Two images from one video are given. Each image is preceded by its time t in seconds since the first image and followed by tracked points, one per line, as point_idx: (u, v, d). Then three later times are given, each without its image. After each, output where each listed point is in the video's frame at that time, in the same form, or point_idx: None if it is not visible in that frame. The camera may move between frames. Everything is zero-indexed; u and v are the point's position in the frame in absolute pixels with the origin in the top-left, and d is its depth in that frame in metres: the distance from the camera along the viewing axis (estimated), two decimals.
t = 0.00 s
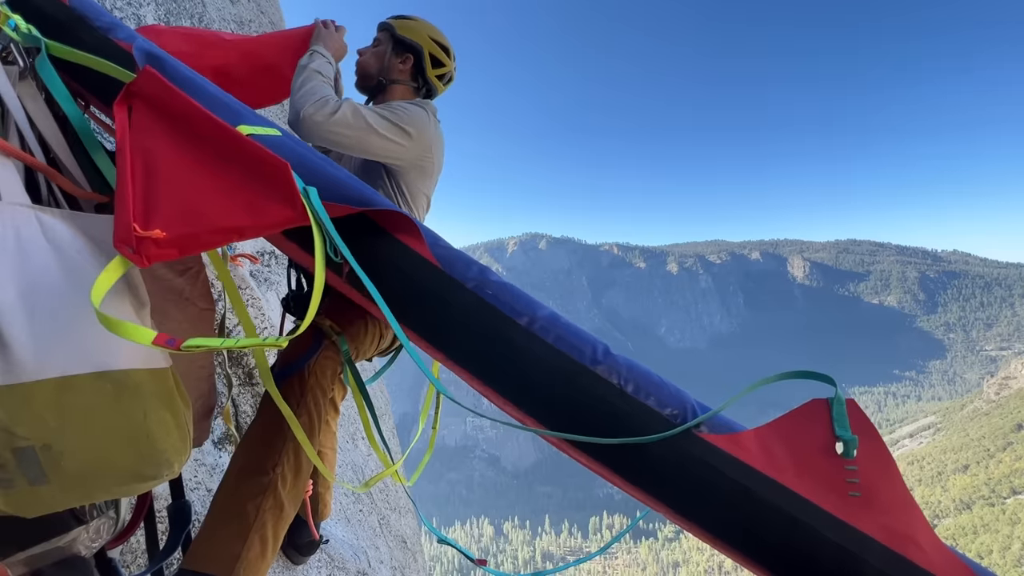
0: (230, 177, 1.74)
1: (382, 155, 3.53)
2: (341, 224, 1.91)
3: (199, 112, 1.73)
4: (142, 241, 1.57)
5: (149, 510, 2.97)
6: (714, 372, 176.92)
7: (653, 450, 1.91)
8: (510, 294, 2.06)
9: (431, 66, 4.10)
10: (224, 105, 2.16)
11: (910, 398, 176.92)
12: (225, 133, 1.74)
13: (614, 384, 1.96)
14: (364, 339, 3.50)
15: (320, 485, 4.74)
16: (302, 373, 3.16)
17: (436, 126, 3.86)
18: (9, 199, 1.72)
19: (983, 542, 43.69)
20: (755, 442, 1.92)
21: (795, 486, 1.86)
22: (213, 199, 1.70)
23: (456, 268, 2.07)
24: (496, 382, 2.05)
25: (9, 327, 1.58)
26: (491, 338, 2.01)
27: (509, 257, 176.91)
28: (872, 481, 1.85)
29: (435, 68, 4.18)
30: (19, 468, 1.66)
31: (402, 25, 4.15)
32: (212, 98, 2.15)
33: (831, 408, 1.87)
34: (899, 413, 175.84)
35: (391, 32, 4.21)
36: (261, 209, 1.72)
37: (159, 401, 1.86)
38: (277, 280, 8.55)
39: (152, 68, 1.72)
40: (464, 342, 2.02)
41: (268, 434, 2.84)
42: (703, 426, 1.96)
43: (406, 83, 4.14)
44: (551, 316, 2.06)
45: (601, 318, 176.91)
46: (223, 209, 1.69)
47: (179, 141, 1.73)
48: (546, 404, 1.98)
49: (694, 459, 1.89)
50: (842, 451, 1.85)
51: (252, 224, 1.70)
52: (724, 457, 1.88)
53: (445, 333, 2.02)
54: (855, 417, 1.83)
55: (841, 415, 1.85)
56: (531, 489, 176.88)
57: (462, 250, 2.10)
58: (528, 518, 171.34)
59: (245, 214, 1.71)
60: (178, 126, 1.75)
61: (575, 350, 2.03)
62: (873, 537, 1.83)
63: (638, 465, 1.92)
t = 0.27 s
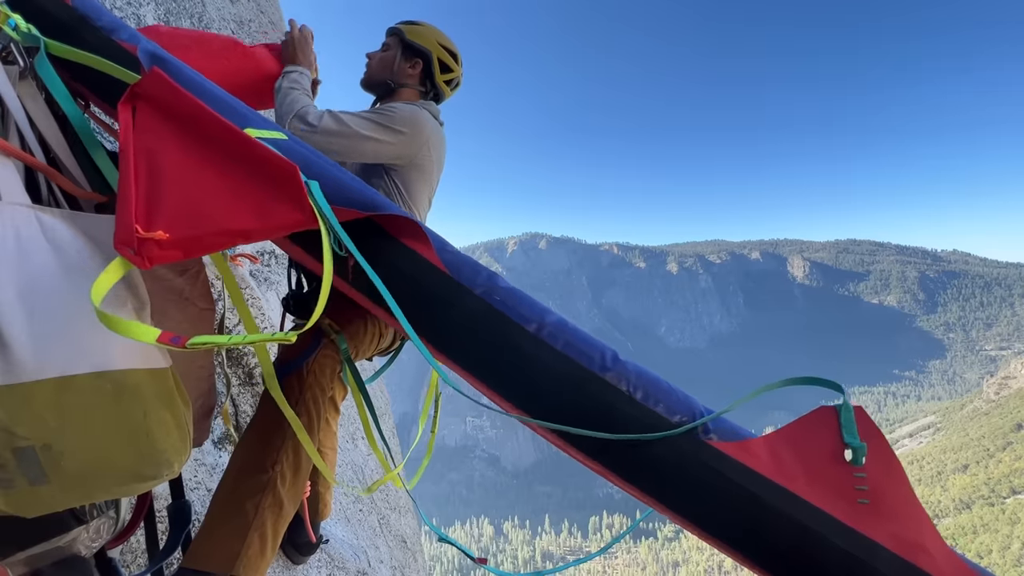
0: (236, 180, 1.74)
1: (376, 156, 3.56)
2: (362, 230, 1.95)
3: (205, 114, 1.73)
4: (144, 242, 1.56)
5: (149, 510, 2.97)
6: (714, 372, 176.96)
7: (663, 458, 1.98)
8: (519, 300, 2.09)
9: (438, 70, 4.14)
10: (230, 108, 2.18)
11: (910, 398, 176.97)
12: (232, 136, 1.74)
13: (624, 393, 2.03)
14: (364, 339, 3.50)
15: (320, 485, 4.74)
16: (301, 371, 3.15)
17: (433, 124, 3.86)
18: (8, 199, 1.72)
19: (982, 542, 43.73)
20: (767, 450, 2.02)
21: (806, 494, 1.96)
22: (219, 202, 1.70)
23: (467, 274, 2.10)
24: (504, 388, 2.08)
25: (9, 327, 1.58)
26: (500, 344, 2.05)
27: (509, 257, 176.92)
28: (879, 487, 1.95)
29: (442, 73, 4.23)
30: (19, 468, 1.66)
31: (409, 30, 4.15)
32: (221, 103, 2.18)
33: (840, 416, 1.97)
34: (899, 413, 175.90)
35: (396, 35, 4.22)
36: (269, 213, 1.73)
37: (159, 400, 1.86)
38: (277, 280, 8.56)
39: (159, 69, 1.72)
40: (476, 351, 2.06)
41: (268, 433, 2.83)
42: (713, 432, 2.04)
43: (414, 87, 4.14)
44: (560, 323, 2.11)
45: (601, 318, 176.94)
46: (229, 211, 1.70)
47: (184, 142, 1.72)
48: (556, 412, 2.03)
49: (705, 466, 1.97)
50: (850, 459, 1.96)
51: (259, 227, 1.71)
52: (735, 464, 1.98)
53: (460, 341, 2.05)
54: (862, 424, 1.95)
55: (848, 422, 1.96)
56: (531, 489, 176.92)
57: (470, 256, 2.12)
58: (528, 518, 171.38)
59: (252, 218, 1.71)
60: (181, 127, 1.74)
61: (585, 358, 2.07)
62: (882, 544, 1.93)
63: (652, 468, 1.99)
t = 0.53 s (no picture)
0: (266, 193, 1.76)
1: (379, 156, 3.57)
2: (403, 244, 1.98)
3: (234, 127, 1.73)
4: (180, 260, 1.60)
5: (148, 510, 2.97)
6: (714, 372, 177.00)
7: (687, 468, 2.03)
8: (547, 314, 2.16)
9: (443, 73, 4.17)
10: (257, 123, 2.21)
11: (910, 398, 177.04)
12: (261, 149, 1.75)
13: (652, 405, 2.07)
14: (364, 339, 3.51)
15: (320, 485, 4.75)
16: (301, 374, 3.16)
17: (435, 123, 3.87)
18: (8, 198, 1.72)
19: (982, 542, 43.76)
20: (791, 463, 2.05)
21: (831, 508, 1.98)
22: (250, 216, 1.72)
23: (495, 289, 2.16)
24: (531, 398, 2.15)
25: (9, 327, 1.58)
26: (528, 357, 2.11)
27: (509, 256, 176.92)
28: (905, 502, 1.95)
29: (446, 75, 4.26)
30: (19, 468, 1.66)
31: (412, 33, 4.15)
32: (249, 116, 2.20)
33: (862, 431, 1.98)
34: (898, 412, 175.98)
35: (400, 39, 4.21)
36: (300, 227, 1.75)
37: (159, 400, 1.86)
38: (277, 280, 8.56)
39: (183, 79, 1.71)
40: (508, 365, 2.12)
41: (270, 433, 2.84)
42: (741, 446, 2.08)
43: (418, 89, 4.13)
44: (588, 336, 2.16)
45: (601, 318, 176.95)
46: (262, 226, 1.72)
47: (213, 156, 1.74)
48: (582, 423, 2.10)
49: (731, 479, 2.02)
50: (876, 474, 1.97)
51: (291, 242, 1.73)
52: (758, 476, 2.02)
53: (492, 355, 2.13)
54: (885, 440, 1.94)
55: (870, 437, 1.96)
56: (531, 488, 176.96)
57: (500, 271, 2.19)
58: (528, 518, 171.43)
59: (283, 232, 1.74)
60: (209, 138, 1.74)
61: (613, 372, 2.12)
62: (907, 558, 1.94)
63: (678, 477, 2.04)
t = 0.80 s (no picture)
0: (295, 211, 1.78)
1: (386, 154, 3.58)
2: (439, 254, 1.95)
3: (266, 144, 1.77)
4: (204, 278, 1.60)
5: (148, 510, 2.97)
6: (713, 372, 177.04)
7: (715, 492, 1.98)
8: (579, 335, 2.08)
9: (439, 68, 4.18)
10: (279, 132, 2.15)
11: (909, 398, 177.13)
12: (293, 168, 1.79)
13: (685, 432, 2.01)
14: (364, 338, 3.51)
15: (320, 485, 4.75)
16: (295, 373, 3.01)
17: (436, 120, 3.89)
18: (7, 198, 1.71)
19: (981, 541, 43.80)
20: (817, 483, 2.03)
21: (853, 527, 1.97)
22: (278, 233, 1.74)
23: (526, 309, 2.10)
24: (555, 417, 2.07)
25: (9, 326, 1.58)
26: (558, 378, 2.03)
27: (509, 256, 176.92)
28: (927, 524, 1.95)
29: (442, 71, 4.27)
30: (19, 468, 1.65)
31: (407, 29, 4.15)
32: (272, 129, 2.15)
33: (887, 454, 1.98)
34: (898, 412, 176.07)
35: (392, 35, 4.21)
36: (330, 246, 1.78)
37: (159, 400, 1.86)
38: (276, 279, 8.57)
39: (214, 94, 1.73)
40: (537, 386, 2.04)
41: (270, 434, 2.83)
42: (767, 469, 2.04)
43: (415, 86, 4.13)
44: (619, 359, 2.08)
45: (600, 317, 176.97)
46: (290, 244, 1.74)
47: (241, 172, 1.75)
48: (610, 446, 2.02)
49: (761, 505, 1.97)
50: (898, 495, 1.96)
51: (320, 261, 1.76)
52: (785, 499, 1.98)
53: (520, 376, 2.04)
54: (909, 463, 1.94)
55: (895, 460, 1.96)
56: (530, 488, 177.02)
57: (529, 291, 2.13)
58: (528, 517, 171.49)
59: (313, 251, 1.76)
60: (237, 154, 1.77)
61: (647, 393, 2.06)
62: None
63: (704, 501, 1.98)
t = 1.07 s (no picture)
0: (321, 212, 1.78)
1: (393, 156, 3.62)
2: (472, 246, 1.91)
3: (292, 145, 1.76)
4: (233, 278, 1.58)
5: (148, 509, 2.97)
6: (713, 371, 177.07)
7: (736, 496, 1.85)
8: (594, 339, 1.97)
9: (441, 69, 4.22)
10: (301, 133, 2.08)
11: (909, 397, 177.19)
12: (320, 169, 1.78)
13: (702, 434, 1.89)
14: (363, 337, 3.51)
15: (319, 484, 4.75)
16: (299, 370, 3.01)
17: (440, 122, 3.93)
18: (7, 196, 1.71)
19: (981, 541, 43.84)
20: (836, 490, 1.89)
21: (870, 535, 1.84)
22: (306, 234, 1.73)
23: (542, 312, 1.98)
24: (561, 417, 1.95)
25: (8, 325, 1.57)
26: (571, 379, 1.92)
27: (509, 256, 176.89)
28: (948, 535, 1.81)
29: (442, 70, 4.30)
30: (19, 467, 1.65)
31: (411, 28, 4.15)
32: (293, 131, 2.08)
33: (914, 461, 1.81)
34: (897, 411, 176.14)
35: (391, 32, 4.20)
36: (358, 247, 1.78)
37: (159, 399, 1.86)
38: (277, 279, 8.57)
39: (241, 97, 1.74)
40: (546, 387, 1.92)
41: (269, 433, 2.83)
42: (784, 473, 1.89)
43: (416, 86, 4.16)
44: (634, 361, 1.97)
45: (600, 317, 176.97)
46: (318, 245, 1.73)
47: (265, 172, 1.75)
48: (623, 449, 1.89)
49: (777, 510, 1.83)
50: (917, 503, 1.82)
51: (347, 262, 1.75)
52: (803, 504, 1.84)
53: (533, 377, 1.92)
54: (937, 473, 1.77)
55: (921, 468, 1.79)
56: (530, 487, 177.05)
57: (545, 294, 2.03)
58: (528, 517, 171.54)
59: (341, 252, 1.75)
60: (263, 155, 1.76)
61: (664, 396, 1.95)
62: None
63: (721, 502, 1.85)
